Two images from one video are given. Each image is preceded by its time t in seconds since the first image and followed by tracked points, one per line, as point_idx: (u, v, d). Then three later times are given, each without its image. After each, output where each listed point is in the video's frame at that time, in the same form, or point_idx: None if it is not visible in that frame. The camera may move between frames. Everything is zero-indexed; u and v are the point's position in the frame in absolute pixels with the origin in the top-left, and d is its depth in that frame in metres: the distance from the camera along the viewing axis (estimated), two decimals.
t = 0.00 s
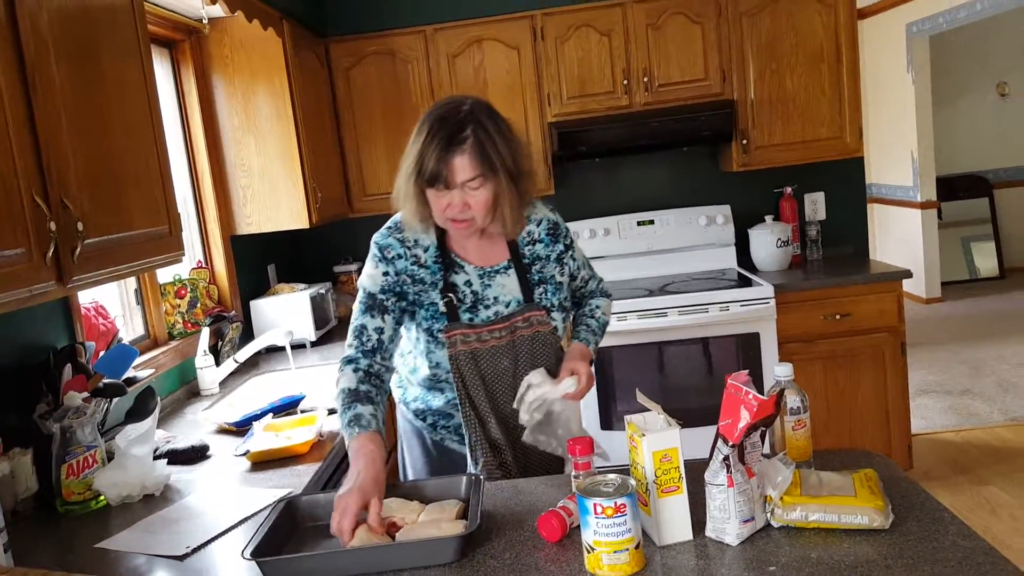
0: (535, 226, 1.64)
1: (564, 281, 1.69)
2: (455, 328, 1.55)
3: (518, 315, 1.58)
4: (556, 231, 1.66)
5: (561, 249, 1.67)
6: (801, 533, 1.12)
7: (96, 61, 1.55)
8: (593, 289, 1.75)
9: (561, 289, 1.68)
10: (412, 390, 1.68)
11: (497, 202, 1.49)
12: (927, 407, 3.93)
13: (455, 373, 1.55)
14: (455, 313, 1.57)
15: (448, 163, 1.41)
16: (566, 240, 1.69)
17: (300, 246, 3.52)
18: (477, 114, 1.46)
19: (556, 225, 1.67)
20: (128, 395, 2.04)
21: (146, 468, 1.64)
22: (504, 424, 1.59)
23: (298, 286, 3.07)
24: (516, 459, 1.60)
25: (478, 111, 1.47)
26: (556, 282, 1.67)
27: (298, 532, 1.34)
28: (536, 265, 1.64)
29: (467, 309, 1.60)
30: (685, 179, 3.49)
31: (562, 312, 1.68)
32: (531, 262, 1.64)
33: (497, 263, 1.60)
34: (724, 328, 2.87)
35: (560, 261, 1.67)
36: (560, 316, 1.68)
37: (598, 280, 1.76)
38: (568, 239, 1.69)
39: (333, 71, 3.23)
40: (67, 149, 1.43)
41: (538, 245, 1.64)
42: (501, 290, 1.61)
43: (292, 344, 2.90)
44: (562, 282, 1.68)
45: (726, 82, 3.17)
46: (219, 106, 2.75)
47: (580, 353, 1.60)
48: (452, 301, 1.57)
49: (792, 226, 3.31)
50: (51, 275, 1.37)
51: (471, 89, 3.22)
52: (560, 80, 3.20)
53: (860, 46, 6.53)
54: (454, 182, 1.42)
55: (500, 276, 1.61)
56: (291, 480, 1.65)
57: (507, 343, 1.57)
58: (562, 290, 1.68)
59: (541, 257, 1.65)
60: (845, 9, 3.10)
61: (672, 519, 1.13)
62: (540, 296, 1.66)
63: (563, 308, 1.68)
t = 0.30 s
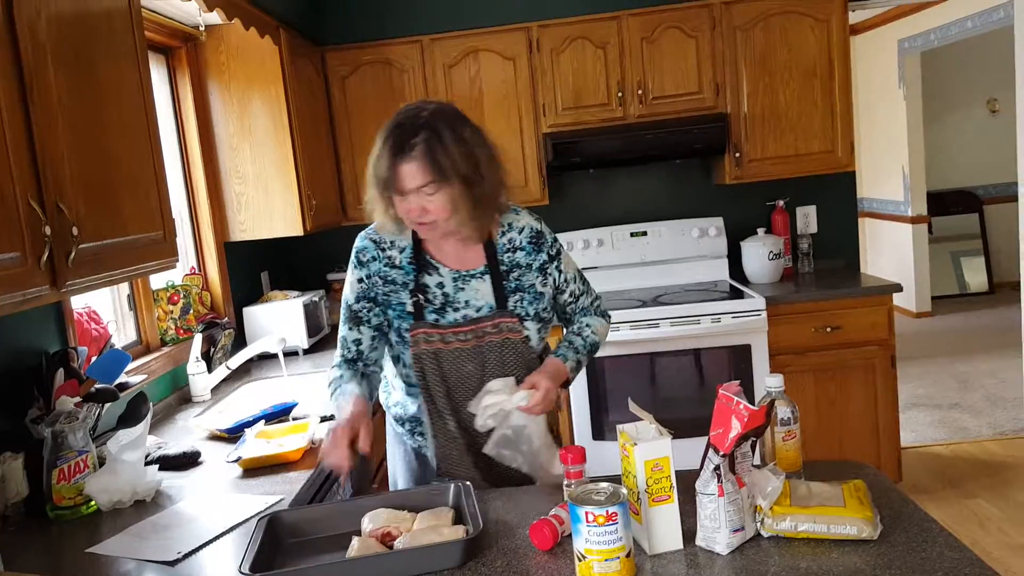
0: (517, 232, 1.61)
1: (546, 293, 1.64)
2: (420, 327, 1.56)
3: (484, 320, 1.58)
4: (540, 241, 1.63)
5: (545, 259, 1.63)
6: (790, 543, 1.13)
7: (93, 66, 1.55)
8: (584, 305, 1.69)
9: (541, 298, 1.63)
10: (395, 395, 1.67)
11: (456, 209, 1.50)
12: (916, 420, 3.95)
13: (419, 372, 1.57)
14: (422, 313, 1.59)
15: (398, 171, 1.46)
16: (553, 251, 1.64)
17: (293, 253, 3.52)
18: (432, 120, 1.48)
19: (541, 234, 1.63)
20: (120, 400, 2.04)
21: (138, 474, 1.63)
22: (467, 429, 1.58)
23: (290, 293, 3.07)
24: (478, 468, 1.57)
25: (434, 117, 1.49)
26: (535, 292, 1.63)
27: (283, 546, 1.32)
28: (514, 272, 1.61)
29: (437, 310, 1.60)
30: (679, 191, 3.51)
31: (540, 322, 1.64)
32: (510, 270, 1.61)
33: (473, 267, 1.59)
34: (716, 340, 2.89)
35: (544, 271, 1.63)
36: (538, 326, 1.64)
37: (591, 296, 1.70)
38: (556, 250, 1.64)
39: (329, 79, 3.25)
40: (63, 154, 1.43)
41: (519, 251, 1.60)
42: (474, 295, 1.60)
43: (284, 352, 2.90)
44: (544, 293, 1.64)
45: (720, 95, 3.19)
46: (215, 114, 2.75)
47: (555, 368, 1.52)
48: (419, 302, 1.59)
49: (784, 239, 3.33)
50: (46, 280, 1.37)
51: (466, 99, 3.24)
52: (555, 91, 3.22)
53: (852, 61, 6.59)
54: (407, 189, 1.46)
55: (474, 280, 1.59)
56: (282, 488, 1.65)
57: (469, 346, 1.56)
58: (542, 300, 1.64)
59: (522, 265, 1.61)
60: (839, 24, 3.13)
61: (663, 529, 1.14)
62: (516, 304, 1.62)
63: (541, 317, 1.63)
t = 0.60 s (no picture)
0: (501, 244, 1.55)
1: (522, 312, 1.57)
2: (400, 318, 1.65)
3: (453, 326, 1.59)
4: (525, 258, 1.55)
5: (528, 278, 1.55)
6: (787, 547, 1.13)
7: (98, 66, 1.56)
8: (574, 332, 1.53)
9: (512, 317, 1.58)
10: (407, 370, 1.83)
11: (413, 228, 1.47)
12: (913, 428, 3.96)
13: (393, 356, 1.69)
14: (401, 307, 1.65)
15: (363, 180, 1.48)
16: (540, 270, 1.56)
17: (293, 254, 3.53)
18: (404, 131, 1.45)
19: (528, 251, 1.55)
20: (120, 397, 2.04)
21: (137, 470, 1.63)
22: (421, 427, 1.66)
23: (289, 294, 3.07)
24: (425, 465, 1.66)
25: (407, 128, 1.45)
26: (508, 310, 1.57)
27: (281, 545, 1.33)
28: (489, 285, 1.56)
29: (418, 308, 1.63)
30: (678, 197, 3.52)
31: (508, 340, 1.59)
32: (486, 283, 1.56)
33: (454, 274, 1.59)
34: (714, 345, 2.89)
35: (523, 289, 1.56)
36: (504, 345, 1.59)
37: (585, 327, 1.53)
38: (544, 269, 1.56)
39: (330, 81, 3.26)
40: (67, 152, 1.44)
41: (498, 264, 1.56)
42: (451, 300, 1.60)
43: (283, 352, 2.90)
44: (520, 313, 1.57)
45: (720, 101, 3.20)
46: (216, 114, 2.76)
47: (500, 395, 1.48)
48: (404, 296, 1.63)
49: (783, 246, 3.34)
50: (49, 277, 1.37)
51: (467, 102, 3.24)
52: (556, 95, 3.22)
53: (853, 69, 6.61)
54: (372, 197, 1.49)
55: (451, 286, 1.60)
56: (280, 486, 1.65)
57: (431, 350, 1.62)
58: (518, 319, 1.58)
59: (500, 279, 1.56)
60: (840, 31, 3.14)
61: (661, 531, 1.14)
62: (483, 317, 1.58)
63: (509, 335, 1.59)
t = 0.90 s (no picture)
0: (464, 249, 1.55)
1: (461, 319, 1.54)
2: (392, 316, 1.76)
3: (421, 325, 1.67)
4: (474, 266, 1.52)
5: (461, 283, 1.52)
6: (781, 544, 1.14)
7: (94, 67, 1.57)
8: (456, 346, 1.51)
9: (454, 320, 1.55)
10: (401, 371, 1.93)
11: (394, 226, 1.51)
12: (907, 426, 3.97)
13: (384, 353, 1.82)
14: (395, 306, 1.77)
15: (348, 186, 1.52)
16: (480, 279, 1.51)
17: (289, 254, 3.53)
18: (384, 138, 1.48)
19: (478, 259, 1.52)
20: (116, 398, 2.04)
21: (133, 472, 1.64)
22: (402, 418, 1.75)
23: (285, 294, 3.07)
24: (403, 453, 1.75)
25: (388, 135, 1.47)
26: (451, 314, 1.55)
27: (277, 544, 1.33)
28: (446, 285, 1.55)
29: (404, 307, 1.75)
30: (674, 196, 3.53)
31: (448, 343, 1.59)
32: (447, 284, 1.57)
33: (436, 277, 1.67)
34: (710, 344, 2.90)
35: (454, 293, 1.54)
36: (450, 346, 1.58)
37: (466, 348, 1.50)
38: (482, 279, 1.51)
39: (327, 81, 3.26)
40: (62, 154, 1.44)
41: (456, 269, 1.54)
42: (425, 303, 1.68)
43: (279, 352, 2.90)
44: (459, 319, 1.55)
45: (715, 100, 3.21)
46: (212, 114, 2.76)
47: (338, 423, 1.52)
48: (397, 295, 1.77)
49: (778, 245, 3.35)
50: (43, 278, 1.37)
51: (463, 102, 3.25)
52: (552, 95, 3.23)
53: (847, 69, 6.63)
54: (358, 202, 1.53)
55: (429, 288, 1.68)
56: (276, 487, 1.65)
57: (406, 348, 1.70)
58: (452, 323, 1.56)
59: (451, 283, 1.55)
60: (834, 32, 3.16)
61: (655, 528, 1.15)
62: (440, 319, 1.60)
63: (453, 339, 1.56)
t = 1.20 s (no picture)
0: (429, 254, 1.62)
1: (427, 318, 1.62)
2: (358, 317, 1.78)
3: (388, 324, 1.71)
4: (439, 267, 1.60)
5: (430, 284, 1.60)
6: (769, 557, 1.15)
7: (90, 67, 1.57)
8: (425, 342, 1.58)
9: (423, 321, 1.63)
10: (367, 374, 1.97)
11: (354, 228, 1.62)
12: (893, 440, 4.00)
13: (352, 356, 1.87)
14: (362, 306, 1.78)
15: (316, 193, 1.63)
16: (445, 280, 1.59)
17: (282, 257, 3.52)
18: (348, 146, 1.58)
19: (442, 261, 1.60)
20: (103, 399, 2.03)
21: (119, 474, 1.63)
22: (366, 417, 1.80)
23: (278, 298, 3.07)
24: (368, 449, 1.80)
25: (352, 143, 1.58)
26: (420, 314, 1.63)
27: (266, 549, 1.33)
28: (412, 288, 1.65)
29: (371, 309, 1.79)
30: (667, 208, 3.55)
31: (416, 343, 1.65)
32: (414, 286, 1.64)
33: (402, 279, 1.71)
34: (700, 356, 2.91)
35: (424, 294, 1.62)
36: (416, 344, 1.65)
37: (433, 345, 1.57)
38: (447, 279, 1.59)
39: (324, 84, 3.27)
40: (54, 153, 1.43)
41: (423, 272, 1.62)
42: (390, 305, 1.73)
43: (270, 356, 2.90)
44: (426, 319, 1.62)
45: (712, 114, 3.23)
46: (208, 115, 2.76)
47: (321, 431, 1.61)
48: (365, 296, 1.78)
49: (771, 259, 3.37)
50: (32, 276, 1.38)
51: (460, 109, 3.26)
52: (550, 105, 3.25)
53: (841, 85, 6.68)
54: (325, 208, 1.64)
55: (395, 289, 1.72)
56: (265, 491, 1.65)
57: (373, 348, 1.74)
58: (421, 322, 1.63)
59: (421, 285, 1.62)
60: (829, 49, 3.18)
61: (647, 540, 1.16)
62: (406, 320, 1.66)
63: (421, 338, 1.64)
